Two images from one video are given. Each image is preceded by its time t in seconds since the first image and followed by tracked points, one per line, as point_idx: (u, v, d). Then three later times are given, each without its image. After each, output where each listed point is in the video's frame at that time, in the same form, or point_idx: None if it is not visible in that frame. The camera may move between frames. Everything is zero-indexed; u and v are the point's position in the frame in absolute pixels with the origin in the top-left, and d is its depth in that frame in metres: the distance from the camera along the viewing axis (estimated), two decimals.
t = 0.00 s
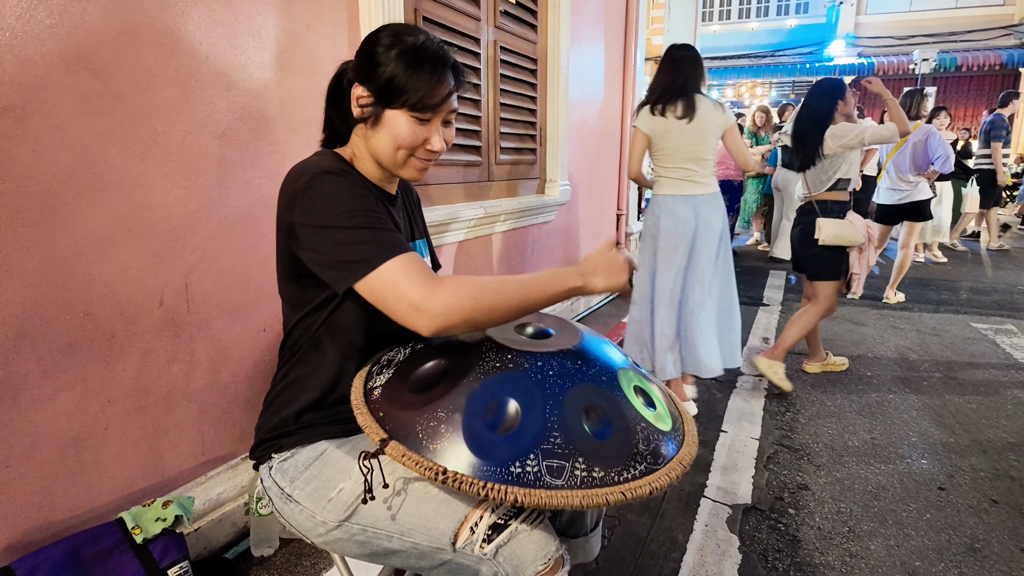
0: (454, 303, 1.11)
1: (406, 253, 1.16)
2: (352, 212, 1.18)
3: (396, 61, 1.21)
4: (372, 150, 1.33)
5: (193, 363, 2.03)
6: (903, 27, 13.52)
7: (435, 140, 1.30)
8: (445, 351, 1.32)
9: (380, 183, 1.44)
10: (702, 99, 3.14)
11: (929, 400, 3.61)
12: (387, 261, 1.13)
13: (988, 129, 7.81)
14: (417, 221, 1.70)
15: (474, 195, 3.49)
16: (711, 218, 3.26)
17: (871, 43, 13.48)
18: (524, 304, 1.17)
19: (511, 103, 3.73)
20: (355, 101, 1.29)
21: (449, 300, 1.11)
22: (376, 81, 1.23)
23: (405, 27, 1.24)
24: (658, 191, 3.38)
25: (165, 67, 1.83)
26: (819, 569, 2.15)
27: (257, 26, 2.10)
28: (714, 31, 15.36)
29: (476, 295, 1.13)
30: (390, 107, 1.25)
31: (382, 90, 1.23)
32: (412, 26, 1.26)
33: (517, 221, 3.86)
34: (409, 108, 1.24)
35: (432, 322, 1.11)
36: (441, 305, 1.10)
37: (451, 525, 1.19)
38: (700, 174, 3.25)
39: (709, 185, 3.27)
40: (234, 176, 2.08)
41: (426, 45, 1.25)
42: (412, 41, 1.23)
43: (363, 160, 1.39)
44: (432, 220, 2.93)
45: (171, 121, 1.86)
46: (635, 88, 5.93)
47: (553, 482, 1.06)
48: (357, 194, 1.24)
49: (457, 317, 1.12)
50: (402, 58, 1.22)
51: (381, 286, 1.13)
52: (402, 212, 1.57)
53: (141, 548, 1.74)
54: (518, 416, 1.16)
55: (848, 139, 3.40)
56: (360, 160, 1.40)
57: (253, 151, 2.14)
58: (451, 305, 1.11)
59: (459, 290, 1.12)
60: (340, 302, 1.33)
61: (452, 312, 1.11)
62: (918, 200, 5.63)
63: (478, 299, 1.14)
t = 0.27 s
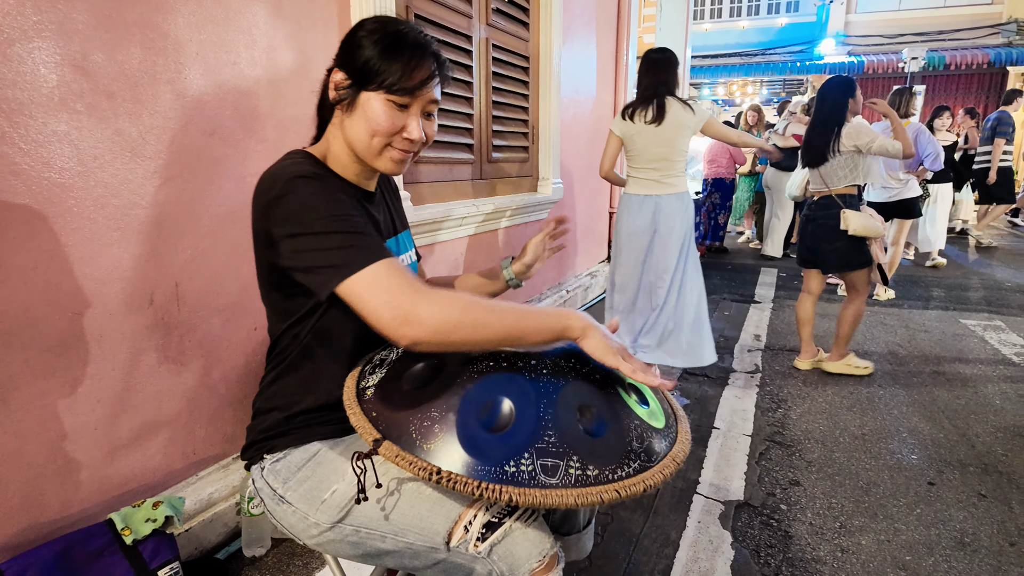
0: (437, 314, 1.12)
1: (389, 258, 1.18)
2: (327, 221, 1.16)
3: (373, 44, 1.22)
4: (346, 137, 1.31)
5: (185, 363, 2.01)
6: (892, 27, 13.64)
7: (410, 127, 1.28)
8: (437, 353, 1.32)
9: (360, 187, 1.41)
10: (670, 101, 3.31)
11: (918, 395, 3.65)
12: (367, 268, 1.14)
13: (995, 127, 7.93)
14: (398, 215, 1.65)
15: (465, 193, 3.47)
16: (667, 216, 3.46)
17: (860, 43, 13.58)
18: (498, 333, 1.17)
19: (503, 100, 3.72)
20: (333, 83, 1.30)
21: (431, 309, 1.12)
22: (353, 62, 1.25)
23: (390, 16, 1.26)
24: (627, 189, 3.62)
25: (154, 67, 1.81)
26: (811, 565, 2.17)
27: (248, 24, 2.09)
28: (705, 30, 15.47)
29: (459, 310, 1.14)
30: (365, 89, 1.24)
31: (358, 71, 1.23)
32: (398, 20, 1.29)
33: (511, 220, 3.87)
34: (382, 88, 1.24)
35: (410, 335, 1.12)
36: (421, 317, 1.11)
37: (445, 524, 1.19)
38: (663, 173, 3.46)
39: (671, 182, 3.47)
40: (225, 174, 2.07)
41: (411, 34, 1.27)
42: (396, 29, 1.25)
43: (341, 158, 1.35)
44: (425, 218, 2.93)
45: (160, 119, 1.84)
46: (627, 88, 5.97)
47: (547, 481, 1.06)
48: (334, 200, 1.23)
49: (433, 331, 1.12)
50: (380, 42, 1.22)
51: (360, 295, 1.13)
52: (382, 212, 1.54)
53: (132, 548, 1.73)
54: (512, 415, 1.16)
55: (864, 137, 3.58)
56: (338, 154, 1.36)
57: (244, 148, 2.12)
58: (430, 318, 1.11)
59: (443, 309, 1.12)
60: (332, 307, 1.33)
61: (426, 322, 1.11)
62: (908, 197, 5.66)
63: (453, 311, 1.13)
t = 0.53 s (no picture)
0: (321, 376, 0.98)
1: (293, 308, 1.06)
2: (256, 242, 1.11)
3: (352, 36, 1.19)
4: (323, 131, 1.27)
5: (166, 361, 1.98)
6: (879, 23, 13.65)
7: (393, 120, 1.27)
8: (420, 348, 1.30)
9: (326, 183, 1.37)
10: (636, 94, 3.34)
11: (904, 389, 3.67)
12: (270, 315, 1.04)
13: (998, 124, 7.99)
14: (372, 207, 1.60)
15: (453, 189, 3.44)
16: (630, 202, 3.46)
17: (848, 40, 13.65)
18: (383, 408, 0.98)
19: (491, 95, 3.70)
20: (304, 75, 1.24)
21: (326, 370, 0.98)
22: (329, 54, 1.21)
23: (359, 4, 1.22)
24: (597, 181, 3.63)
25: (133, 60, 1.77)
26: (797, 558, 2.17)
27: (229, 17, 2.05)
28: (694, 26, 15.48)
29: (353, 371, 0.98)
30: (345, 81, 1.21)
31: (337, 64, 1.20)
32: (369, 7, 1.25)
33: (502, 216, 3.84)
34: (365, 81, 1.22)
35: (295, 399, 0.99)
36: (302, 377, 0.98)
37: (428, 522, 1.17)
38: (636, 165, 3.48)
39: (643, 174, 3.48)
40: (207, 169, 2.04)
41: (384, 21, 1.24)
42: (368, 17, 1.21)
43: (309, 152, 1.32)
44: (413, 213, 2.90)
45: (139, 113, 1.81)
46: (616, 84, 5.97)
47: (532, 480, 1.06)
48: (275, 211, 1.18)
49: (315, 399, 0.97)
50: (358, 32, 1.19)
51: (259, 341, 1.03)
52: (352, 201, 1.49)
53: (111, 548, 1.69)
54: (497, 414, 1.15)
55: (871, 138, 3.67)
56: (308, 151, 1.32)
57: (225, 143, 2.09)
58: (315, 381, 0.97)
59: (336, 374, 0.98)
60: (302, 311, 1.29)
61: (309, 385, 0.97)
62: (896, 193, 5.71)
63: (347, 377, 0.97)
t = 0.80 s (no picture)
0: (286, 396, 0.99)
1: (260, 329, 1.06)
2: (221, 255, 1.11)
3: (339, 38, 1.15)
4: (317, 139, 1.26)
5: (147, 359, 1.95)
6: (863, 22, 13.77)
7: (384, 120, 1.29)
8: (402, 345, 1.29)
9: (300, 183, 1.37)
10: (575, 87, 3.47)
11: (886, 382, 3.72)
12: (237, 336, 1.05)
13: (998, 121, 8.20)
14: (347, 200, 1.56)
15: (439, 185, 3.42)
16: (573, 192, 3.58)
17: (833, 37, 13.76)
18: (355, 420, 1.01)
19: (477, 91, 3.68)
20: (288, 84, 1.19)
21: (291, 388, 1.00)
22: (315, 62, 1.16)
23: None
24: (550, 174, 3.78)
25: (110, 53, 1.73)
26: (781, 549, 2.20)
27: (209, 11, 2.02)
28: (680, 23, 15.57)
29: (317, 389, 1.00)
30: (342, 90, 1.19)
31: (327, 71, 1.16)
32: None
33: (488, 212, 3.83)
34: (359, 86, 1.20)
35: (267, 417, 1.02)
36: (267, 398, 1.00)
37: (409, 520, 1.17)
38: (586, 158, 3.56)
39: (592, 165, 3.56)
40: (188, 165, 2.01)
41: (359, 11, 1.18)
42: (345, 12, 1.16)
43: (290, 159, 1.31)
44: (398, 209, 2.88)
45: (117, 107, 1.77)
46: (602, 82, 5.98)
47: (513, 479, 1.05)
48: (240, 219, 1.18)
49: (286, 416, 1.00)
50: (345, 34, 1.15)
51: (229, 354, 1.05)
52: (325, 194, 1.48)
53: (91, 548, 1.66)
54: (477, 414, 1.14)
55: (863, 137, 3.82)
56: (290, 154, 1.31)
57: (206, 137, 2.06)
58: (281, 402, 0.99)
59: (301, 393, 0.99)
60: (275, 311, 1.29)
61: (274, 403, 0.99)
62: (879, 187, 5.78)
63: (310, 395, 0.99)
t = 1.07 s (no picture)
0: (262, 408, 0.99)
1: (236, 335, 1.05)
2: (210, 263, 1.10)
3: (339, 69, 1.12)
4: (321, 159, 1.30)
5: (129, 362, 1.92)
6: (844, 19, 13.82)
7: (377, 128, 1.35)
8: (391, 348, 1.28)
9: (292, 190, 1.38)
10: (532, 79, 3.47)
11: (869, 378, 3.78)
12: (211, 344, 1.03)
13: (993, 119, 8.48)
14: (334, 201, 1.55)
15: (425, 184, 3.39)
16: (524, 179, 3.57)
17: (816, 36, 13.90)
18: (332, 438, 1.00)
19: (463, 89, 3.67)
20: (289, 118, 1.17)
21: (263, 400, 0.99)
22: (317, 97, 1.14)
23: (310, 14, 1.10)
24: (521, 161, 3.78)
25: (89, 52, 1.71)
26: (765, 545, 2.23)
27: (191, 8, 1.99)
28: (666, 21, 15.64)
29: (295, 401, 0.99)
30: (346, 120, 1.21)
31: (332, 105, 1.16)
32: (314, 12, 1.11)
33: (478, 210, 3.82)
34: (362, 112, 1.22)
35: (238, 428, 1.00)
36: (242, 408, 0.99)
37: (396, 524, 1.16)
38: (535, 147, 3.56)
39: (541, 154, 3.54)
40: (171, 166, 1.98)
41: (353, 30, 1.14)
42: (342, 39, 1.12)
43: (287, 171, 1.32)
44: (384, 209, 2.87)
45: (97, 107, 1.74)
46: (589, 82, 6.00)
47: (500, 482, 1.06)
48: (231, 225, 1.17)
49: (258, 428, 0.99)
50: (344, 61, 1.12)
51: (201, 367, 1.03)
52: (313, 197, 1.48)
53: (73, 554, 1.63)
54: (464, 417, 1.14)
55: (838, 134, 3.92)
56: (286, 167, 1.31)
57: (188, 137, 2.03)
58: (258, 412, 0.99)
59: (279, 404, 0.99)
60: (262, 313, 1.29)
61: (250, 414, 0.99)
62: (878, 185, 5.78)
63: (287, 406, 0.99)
